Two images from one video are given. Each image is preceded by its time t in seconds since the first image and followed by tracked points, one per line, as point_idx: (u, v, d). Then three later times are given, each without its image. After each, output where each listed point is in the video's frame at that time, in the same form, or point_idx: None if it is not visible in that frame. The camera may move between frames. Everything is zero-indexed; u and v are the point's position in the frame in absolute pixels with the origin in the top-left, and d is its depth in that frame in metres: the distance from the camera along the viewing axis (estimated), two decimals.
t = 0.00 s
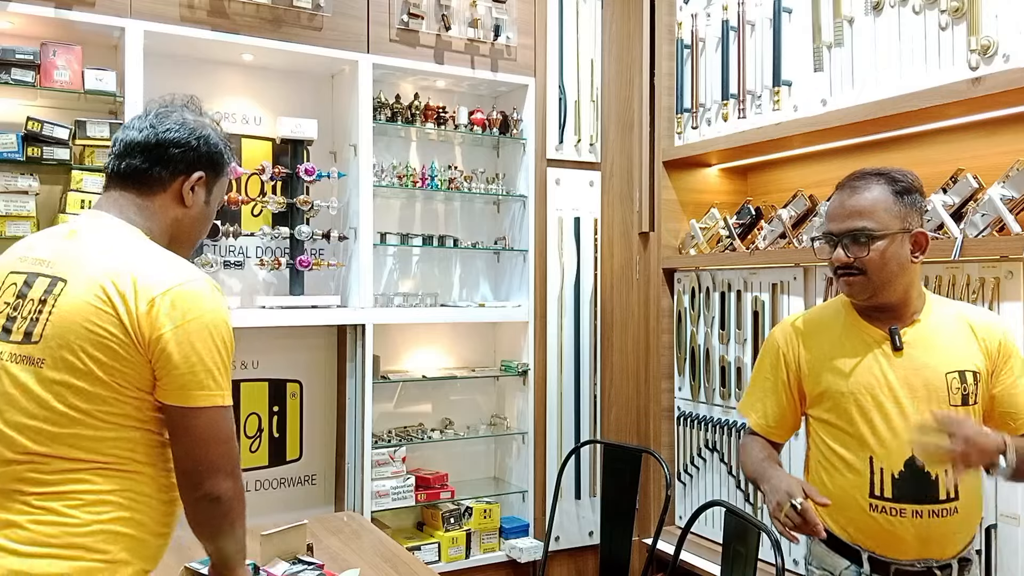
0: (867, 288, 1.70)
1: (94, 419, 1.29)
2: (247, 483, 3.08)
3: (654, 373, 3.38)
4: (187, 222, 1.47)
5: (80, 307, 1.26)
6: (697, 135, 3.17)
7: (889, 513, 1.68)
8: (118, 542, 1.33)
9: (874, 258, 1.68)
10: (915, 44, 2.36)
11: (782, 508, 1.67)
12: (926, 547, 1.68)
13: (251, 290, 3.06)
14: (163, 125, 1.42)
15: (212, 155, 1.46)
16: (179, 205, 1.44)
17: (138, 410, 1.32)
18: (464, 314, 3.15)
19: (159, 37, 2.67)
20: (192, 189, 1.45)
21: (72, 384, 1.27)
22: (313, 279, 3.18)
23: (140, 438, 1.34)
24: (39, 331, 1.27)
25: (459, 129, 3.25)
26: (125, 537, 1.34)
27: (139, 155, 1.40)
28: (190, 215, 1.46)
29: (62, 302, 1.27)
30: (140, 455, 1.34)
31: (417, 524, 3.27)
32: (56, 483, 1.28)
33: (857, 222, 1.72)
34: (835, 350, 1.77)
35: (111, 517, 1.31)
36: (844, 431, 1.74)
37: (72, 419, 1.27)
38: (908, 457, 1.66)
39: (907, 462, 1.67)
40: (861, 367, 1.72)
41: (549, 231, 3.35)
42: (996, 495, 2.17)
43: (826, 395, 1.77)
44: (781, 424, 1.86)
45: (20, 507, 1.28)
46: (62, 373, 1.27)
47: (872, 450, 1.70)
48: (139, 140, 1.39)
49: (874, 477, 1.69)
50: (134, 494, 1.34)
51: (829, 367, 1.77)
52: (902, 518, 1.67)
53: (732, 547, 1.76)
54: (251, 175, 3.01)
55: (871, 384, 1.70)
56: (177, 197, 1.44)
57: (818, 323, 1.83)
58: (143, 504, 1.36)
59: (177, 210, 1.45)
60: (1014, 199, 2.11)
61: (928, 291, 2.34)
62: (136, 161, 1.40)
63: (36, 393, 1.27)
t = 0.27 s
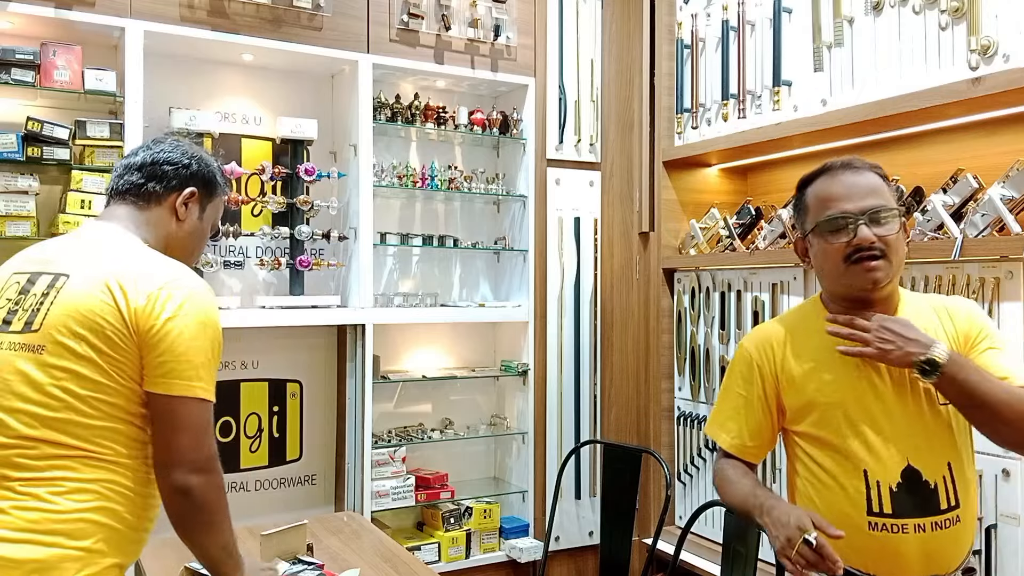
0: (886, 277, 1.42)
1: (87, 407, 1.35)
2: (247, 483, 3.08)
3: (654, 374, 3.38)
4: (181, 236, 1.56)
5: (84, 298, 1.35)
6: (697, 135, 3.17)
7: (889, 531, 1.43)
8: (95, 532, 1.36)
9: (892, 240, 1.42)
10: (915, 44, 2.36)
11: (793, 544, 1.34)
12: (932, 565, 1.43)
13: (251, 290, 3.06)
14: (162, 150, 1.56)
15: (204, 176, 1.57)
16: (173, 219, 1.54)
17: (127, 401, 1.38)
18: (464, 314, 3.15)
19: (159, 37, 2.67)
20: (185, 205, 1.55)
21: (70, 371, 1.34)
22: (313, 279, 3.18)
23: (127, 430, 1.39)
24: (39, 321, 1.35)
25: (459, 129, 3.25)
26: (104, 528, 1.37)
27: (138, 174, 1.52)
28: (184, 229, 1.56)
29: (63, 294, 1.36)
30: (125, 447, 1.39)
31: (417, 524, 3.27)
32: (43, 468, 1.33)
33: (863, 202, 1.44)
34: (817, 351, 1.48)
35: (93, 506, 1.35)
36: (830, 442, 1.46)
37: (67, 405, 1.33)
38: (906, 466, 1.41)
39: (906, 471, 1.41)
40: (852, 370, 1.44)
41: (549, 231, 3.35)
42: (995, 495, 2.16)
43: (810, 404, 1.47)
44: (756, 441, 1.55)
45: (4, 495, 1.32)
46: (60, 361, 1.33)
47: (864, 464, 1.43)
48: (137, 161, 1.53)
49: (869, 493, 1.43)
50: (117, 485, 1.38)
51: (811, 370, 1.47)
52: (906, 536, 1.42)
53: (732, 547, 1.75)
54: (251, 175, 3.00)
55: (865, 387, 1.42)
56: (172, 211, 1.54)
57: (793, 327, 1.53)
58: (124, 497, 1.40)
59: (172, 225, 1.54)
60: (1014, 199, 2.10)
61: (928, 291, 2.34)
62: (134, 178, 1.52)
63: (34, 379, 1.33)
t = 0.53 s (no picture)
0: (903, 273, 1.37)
1: (78, 403, 1.35)
2: (247, 483, 3.08)
3: (654, 374, 3.38)
4: (177, 239, 1.56)
5: (77, 296, 1.36)
6: (697, 135, 3.17)
7: (882, 546, 1.40)
8: (83, 529, 1.35)
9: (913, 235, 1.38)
10: (915, 44, 2.36)
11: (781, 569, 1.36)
12: None
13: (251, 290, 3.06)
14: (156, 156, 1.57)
15: (198, 178, 1.57)
16: (169, 223, 1.55)
17: (117, 400, 1.38)
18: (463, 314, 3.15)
19: (159, 37, 2.67)
20: (180, 208, 1.55)
21: (63, 368, 1.34)
22: (313, 279, 3.18)
23: (118, 429, 1.39)
24: (34, 319, 1.36)
25: (459, 129, 3.25)
26: (92, 526, 1.36)
27: (132, 181, 1.54)
28: (180, 232, 1.56)
29: (57, 294, 1.37)
30: (116, 445, 1.39)
31: (417, 524, 3.27)
32: (35, 464, 1.33)
33: (880, 195, 1.40)
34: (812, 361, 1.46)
35: (81, 503, 1.35)
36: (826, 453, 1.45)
37: (59, 401, 1.34)
38: (899, 479, 1.38)
39: (897, 485, 1.38)
40: (848, 379, 1.42)
41: (549, 231, 3.35)
42: (996, 495, 2.16)
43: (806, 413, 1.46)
44: (755, 451, 1.53)
45: None
46: (52, 358, 1.34)
47: (857, 477, 1.41)
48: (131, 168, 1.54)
49: (861, 506, 1.41)
50: (107, 483, 1.38)
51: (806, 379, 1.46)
52: (898, 552, 1.39)
53: (732, 547, 1.76)
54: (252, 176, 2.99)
55: (859, 398, 1.40)
56: (167, 215, 1.54)
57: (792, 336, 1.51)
58: (114, 496, 1.39)
59: (167, 229, 1.55)
60: (1014, 199, 2.10)
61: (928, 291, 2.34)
62: (129, 184, 1.53)
63: (28, 375, 1.34)
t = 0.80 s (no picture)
0: (927, 277, 1.29)
1: (78, 405, 1.35)
2: (247, 483, 3.08)
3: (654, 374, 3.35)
4: (181, 238, 1.57)
5: (78, 298, 1.36)
6: (697, 135, 3.17)
7: (848, 550, 1.36)
8: (80, 530, 1.35)
9: (948, 238, 1.29)
10: (915, 44, 2.36)
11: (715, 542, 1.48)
12: None
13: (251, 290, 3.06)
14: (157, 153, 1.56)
15: (199, 176, 1.57)
16: (171, 223, 1.55)
17: (118, 401, 1.38)
18: (463, 314, 3.15)
19: (159, 37, 2.67)
20: (181, 207, 1.55)
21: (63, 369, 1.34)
22: (313, 279, 3.18)
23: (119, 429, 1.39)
24: (37, 321, 1.36)
25: (459, 129, 3.25)
26: (91, 527, 1.36)
27: (134, 180, 1.53)
28: (182, 231, 1.56)
29: (59, 296, 1.38)
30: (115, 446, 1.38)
31: (417, 524, 3.27)
32: (34, 466, 1.33)
33: (921, 192, 1.31)
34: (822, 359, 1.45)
35: (80, 504, 1.35)
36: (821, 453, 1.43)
37: (59, 403, 1.34)
38: (872, 485, 1.33)
39: (870, 491, 1.33)
40: (840, 380, 1.39)
41: (549, 231, 3.35)
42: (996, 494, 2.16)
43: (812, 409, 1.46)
44: (783, 437, 1.55)
45: None
46: (52, 360, 1.34)
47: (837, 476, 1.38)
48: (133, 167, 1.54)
49: (837, 506, 1.38)
50: (106, 486, 1.38)
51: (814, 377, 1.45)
52: (862, 559, 1.34)
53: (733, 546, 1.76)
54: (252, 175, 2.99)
55: (848, 400, 1.37)
56: (169, 215, 1.55)
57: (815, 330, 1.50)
58: (114, 497, 1.39)
59: (170, 229, 1.55)
60: (1014, 199, 2.10)
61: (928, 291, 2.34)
62: (130, 183, 1.53)
63: (28, 377, 1.34)
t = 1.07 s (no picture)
0: (857, 276, 1.15)
1: (75, 409, 1.35)
2: (247, 483, 3.08)
3: (654, 374, 3.34)
4: (194, 246, 1.57)
5: (79, 299, 1.36)
6: (697, 135, 3.15)
7: (785, 556, 1.22)
8: (74, 534, 1.35)
9: (878, 235, 1.15)
10: (916, 44, 2.36)
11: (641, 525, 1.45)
12: None
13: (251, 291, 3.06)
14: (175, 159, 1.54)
15: (217, 185, 1.57)
16: (186, 231, 1.55)
17: (116, 406, 1.38)
18: (463, 314, 3.15)
19: (159, 37, 2.67)
20: (198, 216, 1.55)
21: (60, 371, 1.34)
22: (313, 279, 3.18)
23: (116, 434, 1.39)
24: (37, 321, 1.36)
25: (459, 129, 3.25)
26: (84, 532, 1.37)
27: (152, 186, 1.51)
28: (196, 239, 1.57)
29: (62, 296, 1.37)
30: (111, 450, 1.39)
31: (417, 524, 3.27)
32: (28, 468, 1.33)
33: (855, 189, 1.18)
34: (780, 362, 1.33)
35: (74, 508, 1.35)
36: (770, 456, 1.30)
37: (55, 404, 1.34)
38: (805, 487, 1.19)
39: (803, 493, 1.19)
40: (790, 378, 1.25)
41: (549, 231, 3.35)
42: (996, 495, 2.15)
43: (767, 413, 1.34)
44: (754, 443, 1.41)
45: None
46: (49, 361, 1.34)
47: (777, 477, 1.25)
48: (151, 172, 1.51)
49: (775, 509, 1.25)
50: (99, 490, 1.38)
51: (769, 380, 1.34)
52: (795, 565, 1.20)
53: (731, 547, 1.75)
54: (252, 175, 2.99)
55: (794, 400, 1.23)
56: (185, 224, 1.54)
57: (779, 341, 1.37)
58: (108, 502, 1.39)
59: (184, 237, 1.55)
60: (1014, 199, 2.10)
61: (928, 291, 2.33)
62: (147, 191, 1.51)
63: (25, 377, 1.34)
